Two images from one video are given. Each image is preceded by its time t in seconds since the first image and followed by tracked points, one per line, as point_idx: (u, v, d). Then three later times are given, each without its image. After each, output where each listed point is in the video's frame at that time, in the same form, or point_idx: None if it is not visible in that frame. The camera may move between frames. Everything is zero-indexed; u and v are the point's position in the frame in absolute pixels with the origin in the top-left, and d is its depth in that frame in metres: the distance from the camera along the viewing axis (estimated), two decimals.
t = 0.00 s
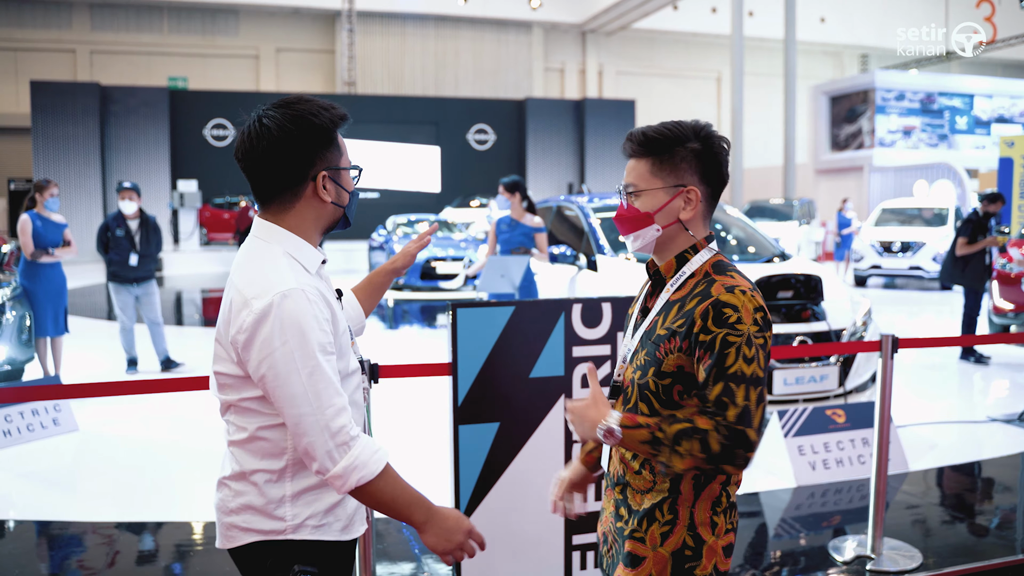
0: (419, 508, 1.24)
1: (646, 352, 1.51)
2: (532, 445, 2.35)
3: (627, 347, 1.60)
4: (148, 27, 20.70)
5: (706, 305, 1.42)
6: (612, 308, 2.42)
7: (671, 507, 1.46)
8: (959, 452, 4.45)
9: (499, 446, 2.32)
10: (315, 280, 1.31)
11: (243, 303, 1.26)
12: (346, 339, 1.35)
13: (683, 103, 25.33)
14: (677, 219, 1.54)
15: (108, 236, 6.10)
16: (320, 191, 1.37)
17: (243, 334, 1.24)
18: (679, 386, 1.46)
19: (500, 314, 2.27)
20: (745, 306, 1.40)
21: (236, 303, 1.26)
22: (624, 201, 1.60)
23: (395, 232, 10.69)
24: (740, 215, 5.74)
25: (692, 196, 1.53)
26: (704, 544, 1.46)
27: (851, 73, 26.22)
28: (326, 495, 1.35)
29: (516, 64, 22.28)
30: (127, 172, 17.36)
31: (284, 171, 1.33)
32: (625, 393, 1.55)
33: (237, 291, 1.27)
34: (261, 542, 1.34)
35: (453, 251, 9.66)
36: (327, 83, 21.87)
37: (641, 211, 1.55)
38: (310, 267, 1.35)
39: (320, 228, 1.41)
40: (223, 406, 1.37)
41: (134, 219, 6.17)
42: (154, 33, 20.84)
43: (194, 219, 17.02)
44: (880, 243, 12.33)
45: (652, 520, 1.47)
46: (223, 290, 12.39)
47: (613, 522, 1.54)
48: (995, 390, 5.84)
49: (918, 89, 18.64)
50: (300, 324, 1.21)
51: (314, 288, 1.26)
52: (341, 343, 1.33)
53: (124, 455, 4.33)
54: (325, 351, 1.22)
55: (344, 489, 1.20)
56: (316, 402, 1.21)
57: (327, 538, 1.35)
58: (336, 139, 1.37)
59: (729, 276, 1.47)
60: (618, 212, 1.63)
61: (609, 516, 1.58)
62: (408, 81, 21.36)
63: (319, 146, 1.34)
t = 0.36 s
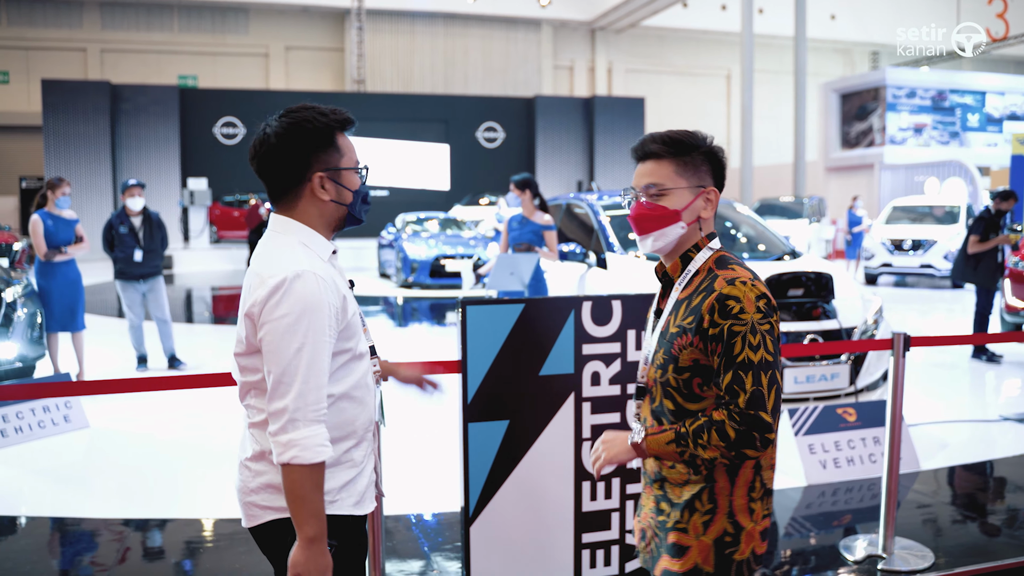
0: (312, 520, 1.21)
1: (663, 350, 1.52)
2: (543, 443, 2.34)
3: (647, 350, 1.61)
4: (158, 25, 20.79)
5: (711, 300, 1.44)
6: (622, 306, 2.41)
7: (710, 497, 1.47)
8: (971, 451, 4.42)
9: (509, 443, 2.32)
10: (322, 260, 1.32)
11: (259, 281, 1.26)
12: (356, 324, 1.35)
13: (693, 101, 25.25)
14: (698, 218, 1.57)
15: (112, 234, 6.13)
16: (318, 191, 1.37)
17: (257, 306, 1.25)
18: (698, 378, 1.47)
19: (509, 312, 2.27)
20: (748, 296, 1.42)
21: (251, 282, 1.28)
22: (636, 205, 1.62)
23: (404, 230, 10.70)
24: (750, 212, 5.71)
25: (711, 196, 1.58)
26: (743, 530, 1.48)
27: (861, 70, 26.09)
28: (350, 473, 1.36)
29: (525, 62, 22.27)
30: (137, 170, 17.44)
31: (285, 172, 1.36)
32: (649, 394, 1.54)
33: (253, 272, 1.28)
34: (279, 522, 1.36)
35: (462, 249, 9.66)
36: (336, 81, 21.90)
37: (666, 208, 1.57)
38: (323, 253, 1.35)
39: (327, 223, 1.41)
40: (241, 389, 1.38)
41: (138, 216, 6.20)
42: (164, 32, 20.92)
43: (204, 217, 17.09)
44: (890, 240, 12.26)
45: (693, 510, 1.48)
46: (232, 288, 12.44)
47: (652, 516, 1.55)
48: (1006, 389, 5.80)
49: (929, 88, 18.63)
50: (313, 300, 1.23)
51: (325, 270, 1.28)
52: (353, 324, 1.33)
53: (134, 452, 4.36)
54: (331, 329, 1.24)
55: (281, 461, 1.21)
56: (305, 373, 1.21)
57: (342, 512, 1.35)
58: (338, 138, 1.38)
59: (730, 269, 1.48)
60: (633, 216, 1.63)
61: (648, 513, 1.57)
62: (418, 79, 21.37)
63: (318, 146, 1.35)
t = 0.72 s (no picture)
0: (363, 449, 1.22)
1: (708, 346, 1.53)
2: (551, 441, 2.34)
3: (681, 348, 1.62)
4: (171, 24, 20.90)
5: (768, 290, 1.48)
6: (632, 305, 2.40)
7: (759, 481, 1.50)
8: (983, 450, 4.40)
9: (518, 441, 2.32)
10: (310, 243, 1.38)
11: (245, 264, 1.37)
12: (347, 313, 1.36)
13: (704, 98, 25.14)
14: (735, 218, 1.61)
15: (125, 233, 6.13)
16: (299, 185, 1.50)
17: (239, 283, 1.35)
18: (751, 368, 1.50)
19: (518, 310, 2.27)
20: (800, 287, 1.47)
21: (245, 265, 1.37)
22: (677, 205, 1.62)
23: (415, 227, 10.72)
24: (762, 210, 5.65)
25: (744, 197, 1.63)
26: (789, 512, 1.52)
27: (874, 66, 25.91)
28: (330, 471, 1.39)
29: (536, 59, 22.25)
30: (149, 168, 17.55)
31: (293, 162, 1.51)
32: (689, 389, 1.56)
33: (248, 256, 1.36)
34: (261, 511, 1.41)
35: (472, 247, 9.68)
36: (347, 79, 21.94)
37: (719, 208, 1.58)
38: (323, 242, 1.40)
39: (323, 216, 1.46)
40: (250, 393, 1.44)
41: (148, 213, 6.23)
42: (176, 30, 21.03)
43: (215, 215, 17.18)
44: (903, 238, 12.17)
45: (744, 495, 1.50)
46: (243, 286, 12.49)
47: (697, 508, 1.55)
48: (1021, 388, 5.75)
49: (941, 84, 18.14)
50: (275, 276, 1.28)
51: (298, 248, 1.33)
52: (337, 312, 1.35)
53: (145, 449, 4.39)
54: (288, 301, 1.27)
55: (274, 429, 1.23)
56: (264, 346, 1.26)
57: (315, 511, 1.38)
58: (355, 136, 1.47)
59: (774, 262, 1.53)
60: (668, 219, 1.63)
61: (689, 508, 1.57)
62: (428, 77, 21.37)
63: (313, 138, 1.46)
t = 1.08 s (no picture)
0: (336, 537, 1.18)
1: (730, 344, 1.54)
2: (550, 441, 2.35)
3: (690, 346, 1.59)
4: (178, 23, 20.97)
5: (799, 286, 1.51)
6: (631, 303, 2.40)
7: (780, 482, 1.51)
8: (989, 449, 4.37)
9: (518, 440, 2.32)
10: (310, 254, 1.36)
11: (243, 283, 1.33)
12: (361, 323, 1.35)
13: (711, 96, 25.05)
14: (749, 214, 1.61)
15: (139, 229, 6.08)
16: (289, 188, 1.48)
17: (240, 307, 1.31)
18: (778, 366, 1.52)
19: (517, 309, 2.27)
20: (829, 282, 1.52)
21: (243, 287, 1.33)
22: (699, 195, 1.62)
23: (421, 225, 10.73)
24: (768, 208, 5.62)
25: (760, 194, 1.65)
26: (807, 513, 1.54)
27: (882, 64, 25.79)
28: (360, 498, 1.36)
29: (542, 57, 22.22)
30: (155, 166, 17.59)
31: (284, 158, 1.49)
32: (702, 389, 1.55)
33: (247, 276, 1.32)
34: (277, 546, 1.37)
35: (478, 245, 9.69)
36: (353, 78, 21.95)
37: (739, 202, 1.59)
38: (322, 251, 1.39)
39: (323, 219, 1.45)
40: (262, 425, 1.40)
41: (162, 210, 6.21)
42: (184, 29, 21.10)
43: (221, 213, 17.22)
44: (910, 236, 12.12)
45: (768, 496, 1.51)
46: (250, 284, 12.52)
47: (713, 509, 1.54)
48: None
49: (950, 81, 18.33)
50: (282, 296, 1.25)
51: (301, 262, 1.30)
52: (349, 323, 1.34)
53: (151, 447, 4.41)
54: (301, 324, 1.25)
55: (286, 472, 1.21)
56: (278, 377, 1.23)
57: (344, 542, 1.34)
58: (342, 128, 1.45)
59: (794, 259, 1.57)
60: (685, 210, 1.64)
61: (702, 513, 1.55)
62: (435, 75, 21.35)
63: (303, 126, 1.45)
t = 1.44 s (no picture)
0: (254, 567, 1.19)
1: (734, 360, 1.49)
2: (536, 443, 2.33)
3: (695, 358, 1.57)
4: (174, 22, 20.94)
5: (810, 303, 1.44)
6: (617, 305, 2.39)
7: (778, 515, 1.47)
8: (980, 449, 4.38)
9: (503, 442, 2.30)
10: (284, 261, 1.34)
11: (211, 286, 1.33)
12: (334, 336, 1.33)
13: (707, 96, 25.06)
14: (750, 218, 1.57)
15: (148, 228, 6.04)
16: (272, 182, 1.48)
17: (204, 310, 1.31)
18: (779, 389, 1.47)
19: (502, 310, 2.26)
20: (845, 300, 1.45)
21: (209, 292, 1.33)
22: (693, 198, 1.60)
23: (415, 225, 10.72)
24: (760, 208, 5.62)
25: (765, 194, 1.58)
26: (810, 543, 1.50)
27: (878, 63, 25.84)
28: (333, 519, 1.35)
29: (538, 57, 22.21)
30: (151, 166, 17.56)
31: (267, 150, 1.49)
32: (702, 405, 1.53)
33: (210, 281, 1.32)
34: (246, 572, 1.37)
35: (472, 245, 9.68)
36: (349, 77, 21.90)
37: (714, 206, 1.56)
38: (298, 255, 1.36)
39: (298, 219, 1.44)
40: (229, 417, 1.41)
41: (167, 210, 6.23)
42: (179, 29, 21.08)
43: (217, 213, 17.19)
44: (904, 235, 12.12)
45: (764, 531, 1.47)
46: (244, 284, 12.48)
47: (710, 535, 1.52)
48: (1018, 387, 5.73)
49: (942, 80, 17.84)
50: (239, 307, 1.24)
51: (265, 269, 1.29)
52: (322, 336, 1.32)
53: (142, 448, 4.39)
54: (255, 336, 1.23)
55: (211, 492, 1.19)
56: (227, 388, 1.22)
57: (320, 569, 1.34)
58: (330, 120, 1.44)
59: (811, 272, 1.49)
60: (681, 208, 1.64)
61: (699, 536, 1.53)
62: (431, 74, 21.33)
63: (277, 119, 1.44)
